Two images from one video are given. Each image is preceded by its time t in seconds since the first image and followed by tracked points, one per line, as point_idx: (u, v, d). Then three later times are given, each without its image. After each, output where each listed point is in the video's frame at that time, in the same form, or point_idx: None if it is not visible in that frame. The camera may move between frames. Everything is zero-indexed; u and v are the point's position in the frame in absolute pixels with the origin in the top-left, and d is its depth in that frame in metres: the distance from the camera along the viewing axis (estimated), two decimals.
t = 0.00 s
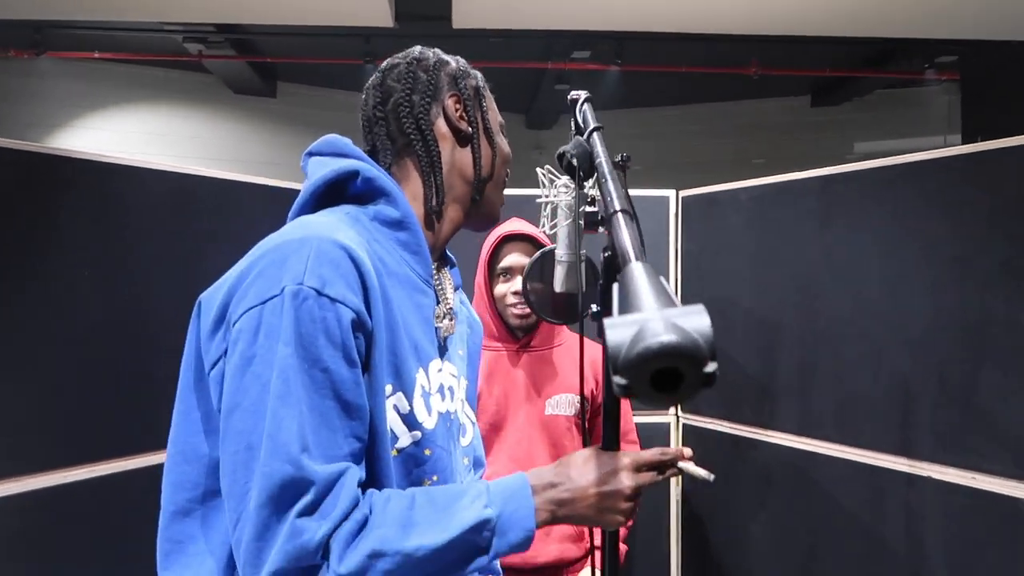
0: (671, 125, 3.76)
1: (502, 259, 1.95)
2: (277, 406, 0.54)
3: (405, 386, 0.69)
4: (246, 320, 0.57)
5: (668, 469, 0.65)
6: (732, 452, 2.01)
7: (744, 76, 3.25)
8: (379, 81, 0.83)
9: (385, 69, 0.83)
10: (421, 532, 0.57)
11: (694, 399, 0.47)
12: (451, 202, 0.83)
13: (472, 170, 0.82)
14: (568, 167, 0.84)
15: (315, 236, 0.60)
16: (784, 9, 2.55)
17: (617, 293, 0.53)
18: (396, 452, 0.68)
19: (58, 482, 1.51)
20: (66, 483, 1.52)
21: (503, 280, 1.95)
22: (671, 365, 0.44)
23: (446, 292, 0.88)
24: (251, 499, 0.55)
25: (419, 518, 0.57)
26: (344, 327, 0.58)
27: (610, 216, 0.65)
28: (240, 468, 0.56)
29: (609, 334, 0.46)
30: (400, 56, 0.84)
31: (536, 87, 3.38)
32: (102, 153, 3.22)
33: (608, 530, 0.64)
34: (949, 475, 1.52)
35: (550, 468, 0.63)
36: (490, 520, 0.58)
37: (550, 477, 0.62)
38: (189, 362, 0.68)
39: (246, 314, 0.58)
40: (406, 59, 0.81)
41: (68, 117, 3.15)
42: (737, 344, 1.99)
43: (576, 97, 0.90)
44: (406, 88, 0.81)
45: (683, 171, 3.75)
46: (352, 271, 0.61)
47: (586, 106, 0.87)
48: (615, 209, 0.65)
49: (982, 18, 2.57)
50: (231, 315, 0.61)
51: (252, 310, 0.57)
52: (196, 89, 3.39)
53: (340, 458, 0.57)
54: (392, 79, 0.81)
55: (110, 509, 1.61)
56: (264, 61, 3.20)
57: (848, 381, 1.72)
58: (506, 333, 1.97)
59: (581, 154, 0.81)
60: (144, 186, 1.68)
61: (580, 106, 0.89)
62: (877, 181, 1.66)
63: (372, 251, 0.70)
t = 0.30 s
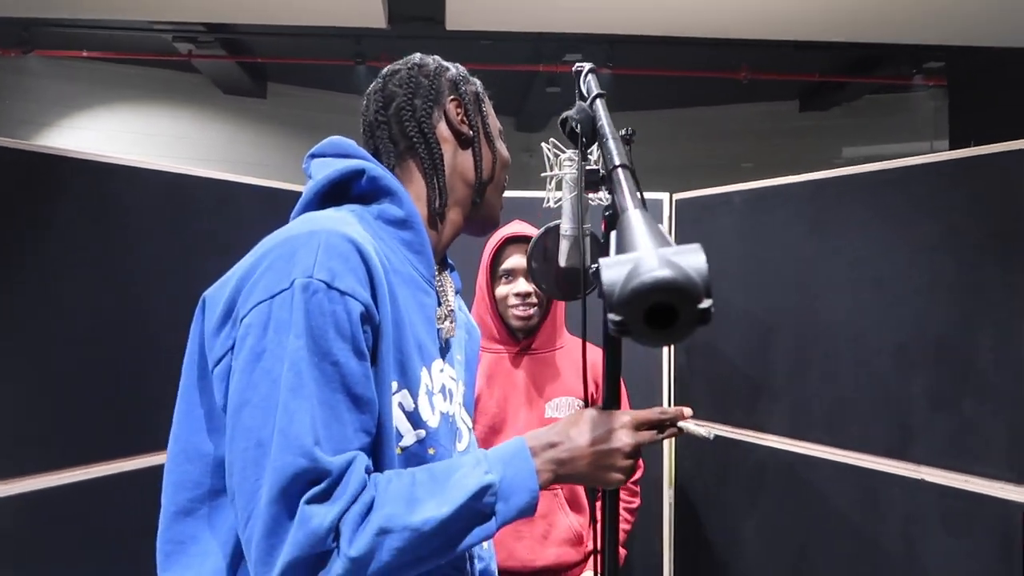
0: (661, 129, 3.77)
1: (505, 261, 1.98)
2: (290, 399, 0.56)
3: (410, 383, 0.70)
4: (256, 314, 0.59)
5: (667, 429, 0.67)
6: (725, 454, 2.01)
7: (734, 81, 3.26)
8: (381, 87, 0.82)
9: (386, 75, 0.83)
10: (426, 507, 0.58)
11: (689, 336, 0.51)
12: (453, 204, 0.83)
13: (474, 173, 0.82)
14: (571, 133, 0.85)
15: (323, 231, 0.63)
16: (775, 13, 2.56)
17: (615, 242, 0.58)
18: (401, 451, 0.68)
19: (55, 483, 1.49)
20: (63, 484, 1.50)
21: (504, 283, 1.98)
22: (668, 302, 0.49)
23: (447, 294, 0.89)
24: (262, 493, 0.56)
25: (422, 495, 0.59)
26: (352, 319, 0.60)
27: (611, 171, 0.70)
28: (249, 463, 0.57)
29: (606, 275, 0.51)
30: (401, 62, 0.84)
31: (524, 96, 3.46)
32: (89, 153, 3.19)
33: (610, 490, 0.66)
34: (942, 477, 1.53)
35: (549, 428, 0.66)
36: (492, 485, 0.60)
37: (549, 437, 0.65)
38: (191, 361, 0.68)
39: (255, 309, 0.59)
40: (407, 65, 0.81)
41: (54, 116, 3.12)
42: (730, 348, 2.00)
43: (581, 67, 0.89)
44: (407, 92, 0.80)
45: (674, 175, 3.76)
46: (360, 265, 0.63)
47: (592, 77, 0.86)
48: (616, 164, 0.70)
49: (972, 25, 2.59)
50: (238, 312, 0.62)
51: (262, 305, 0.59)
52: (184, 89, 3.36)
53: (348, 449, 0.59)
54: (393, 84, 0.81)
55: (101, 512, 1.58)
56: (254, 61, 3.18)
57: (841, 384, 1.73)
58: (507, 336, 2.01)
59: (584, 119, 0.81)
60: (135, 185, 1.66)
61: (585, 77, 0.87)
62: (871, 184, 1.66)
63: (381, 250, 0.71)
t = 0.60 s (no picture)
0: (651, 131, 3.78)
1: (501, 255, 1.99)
2: (284, 397, 0.55)
3: (405, 383, 0.69)
4: (248, 312, 0.59)
5: (664, 425, 0.67)
6: (715, 455, 2.01)
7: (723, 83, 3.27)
8: (376, 90, 0.82)
9: (381, 79, 0.83)
10: (423, 506, 0.58)
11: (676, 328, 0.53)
12: (450, 205, 0.82)
13: (471, 174, 0.82)
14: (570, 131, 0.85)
15: (318, 228, 0.62)
16: (765, 15, 2.58)
17: (605, 234, 0.59)
18: (396, 451, 0.68)
19: (36, 488, 1.48)
20: (45, 489, 1.49)
21: (499, 276, 1.99)
22: (654, 293, 0.51)
23: (444, 296, 0.88)
24: (257, 493, 0.56)
25: (419, 493, 0.59)
26: (347, 317, 0.59)
27: (604, 166, 0.70)
28: (243, 462, 0.57)
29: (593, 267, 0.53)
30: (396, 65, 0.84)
31: (514, 96, 3.41)
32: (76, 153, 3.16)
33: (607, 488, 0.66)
34: (930, 476, 1.54)
35: (545, 425, 0.66)
36: (489, 483, 0.60)
37: (545, 434, 0.65)
38: (183, 361, 0.68)
39: (249, 307, 0.59)
40: (402, 67, 0.81)
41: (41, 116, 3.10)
42: (719, 349, 2.00)
43: (580, 67, 0.88)
44: (403, 95, 0.80)
45: (663, 177, 3.77)
46: (354, 263, 0.62)
47: (591, 75, 0.85)
48: (609, 159, 0.70)
49: (958, 27, 2.61)
50: (231, 311, 0.62)
51: (255, 302, 0.59)
52: (172, 90, 3.34)
53: (343, 449, 0.59)
54: (389, 88, 0.81)
55: (87, 517, 1.57)
56: (242, 63, 3.17)
57: (830, 385, 1.73)
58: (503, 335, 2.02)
59: (582, 116, 0.81)
60: (123, 187, 1.65)
61: (585, 76, 0.86)
62: (860, 185, 1.67)
63: (376, 250, 0.71)
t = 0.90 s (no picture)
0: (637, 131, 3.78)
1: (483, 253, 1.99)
2: (257, 402, 0.55)
3: (386, 385, 0.69)
4: (222, 316, 0.58)
5: (645, 427, 0.67)
6: (699, 455, 2.02)
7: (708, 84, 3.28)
8: (359, 88, 0.82)
9: (363, 75, 0.83)
10: (403, 511, 0.58)
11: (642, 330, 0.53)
12: (436, 205, 0.82)
13: (457, 169, 0.82)
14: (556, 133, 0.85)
15: (291, 229, 0.62)
16: (749, 17, 2.59)
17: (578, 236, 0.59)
18: (377, 454, 0.68)
19: (18, 492, 1.46)
20: (25, 494, 1.47)
21: (481, 275, 1.99)
22: (618, 295, 0.51)
23: (429, 294, 0.87)
24: (232, 499, 0.55)
25: (399, 499, 0.59)
26: (321, 320, 0.59)
27: (585, 167, 0.71)
28: (218, 468, 0.56)
29: (560, 267, 0.53)
30: (377, 61, 0.84)
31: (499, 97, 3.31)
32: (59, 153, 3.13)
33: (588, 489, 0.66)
34: (912, 477, 1.55)
35: (528, 428, 0.66)
36: (470, 488, 0.60)
37: (528, 437, 0.65)
38: (160, 364, 0.67)
39: (222, 310, 0.59)
40: (384, 63, 0.81)
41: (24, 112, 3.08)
42: (704, 349, 2.01)
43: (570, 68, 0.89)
44: (386, 92, 0.80)
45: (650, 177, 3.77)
46: (329, 265, 0.62)
47: (581, 77, 0.86)
48: (589, 161, 0.71)
49: (936, 28, 2.65)
50: (206, 314, 0.61)
51: (228, 306, 0.58)
52: (153, 89, 3.31)
53: (320, 453, 0.58)
54: (371, 86, 0.81)
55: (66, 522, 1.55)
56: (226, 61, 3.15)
57: (813, 385, 1.74)
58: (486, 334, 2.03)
59: (568, 118, 0.81)
60: (103, 187, 1.63)
61: (575, 76, 0.87)
62: (841, 187, 1.69)
63: (354, 251, 0.70)
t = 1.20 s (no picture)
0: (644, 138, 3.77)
1: (481, 263, 1.99)
2: (258, 420, 0.54)
3: (391, 399, 0.68)
4: (223, 332, 0.57)
5: (655, 446, 0.65)
6: (707, 466, 2.00)
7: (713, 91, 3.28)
8: (344, 103, 0.80)
9: (347, 89, 0.81)
10: (413, 534, 0.56)
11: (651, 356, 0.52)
12: (437, 211, 0.81)
13: (455, 173, 0.81)
14: (563, 146, 0.83)
15: (292, 243, 0.61)
16: (753, 25, 2.59)
17: (584, 257, 0.58)
18: (383, 470, 0.67)
19: (19, 506, 1.45)
20: (26, 506, 1.46)
21: (480, 285, 1.98)
22: (625, 321, 0.50)
23: (435, 304, 0.86)
24: (234, 522, 0.54)
25: (407, 521, 0.58)
26: (322, 334, 0.58)
27: (592, 185, 0.69)
28: (219, 490, 0.55)
29: (565, 293, 0.51)
30: (358, 71, 0.82)
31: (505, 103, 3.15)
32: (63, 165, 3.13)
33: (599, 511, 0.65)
34: (923, 491, 1.53)
35: (536, 449, 0.65)
36: (479, 510, 0.59)
37: (536, 458, 0.64)
38: (164, 383, 0.66)
39: (223, 327, 0.58)
40: (367, 75, 0.79)
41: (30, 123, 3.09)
42: (711, 360, 1.99)
43: (580, 78, 0.88)
44: (372, 105, 0.78)
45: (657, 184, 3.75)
46: (330, 278, 0.61)
47: (589, 89, 0.85)
48: (597, 178, 0.69)
49: (944, 35, 2.63)
50: (208, 330, 0.60)
51: (229, 321, 0.58)
52: (158, 95, 3.26)
53: (323, 473, 0.57)
54: (356, 99, 0.79)
55: (70, 534, 1.55)
56: (232, 67, 3.15)
57: (822, 397, 1.73)
58: (486, 343, 2.02)
59: (575, 130, 0.79)
60: (110, 198, 1.64)
61: (583, 88, 0.86)
62: (849, 198, 1.68)
63: (355, 263, 0.69)
